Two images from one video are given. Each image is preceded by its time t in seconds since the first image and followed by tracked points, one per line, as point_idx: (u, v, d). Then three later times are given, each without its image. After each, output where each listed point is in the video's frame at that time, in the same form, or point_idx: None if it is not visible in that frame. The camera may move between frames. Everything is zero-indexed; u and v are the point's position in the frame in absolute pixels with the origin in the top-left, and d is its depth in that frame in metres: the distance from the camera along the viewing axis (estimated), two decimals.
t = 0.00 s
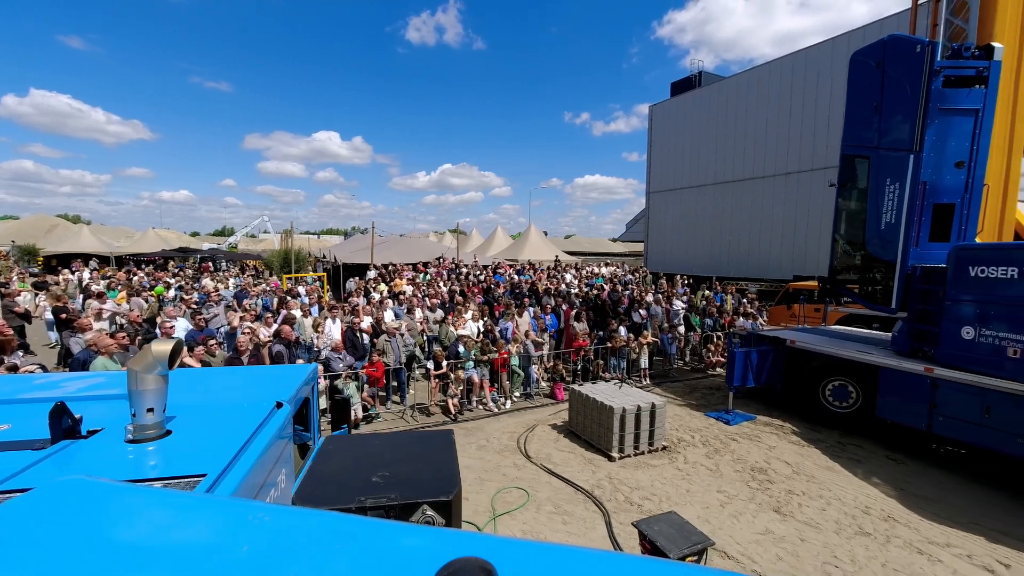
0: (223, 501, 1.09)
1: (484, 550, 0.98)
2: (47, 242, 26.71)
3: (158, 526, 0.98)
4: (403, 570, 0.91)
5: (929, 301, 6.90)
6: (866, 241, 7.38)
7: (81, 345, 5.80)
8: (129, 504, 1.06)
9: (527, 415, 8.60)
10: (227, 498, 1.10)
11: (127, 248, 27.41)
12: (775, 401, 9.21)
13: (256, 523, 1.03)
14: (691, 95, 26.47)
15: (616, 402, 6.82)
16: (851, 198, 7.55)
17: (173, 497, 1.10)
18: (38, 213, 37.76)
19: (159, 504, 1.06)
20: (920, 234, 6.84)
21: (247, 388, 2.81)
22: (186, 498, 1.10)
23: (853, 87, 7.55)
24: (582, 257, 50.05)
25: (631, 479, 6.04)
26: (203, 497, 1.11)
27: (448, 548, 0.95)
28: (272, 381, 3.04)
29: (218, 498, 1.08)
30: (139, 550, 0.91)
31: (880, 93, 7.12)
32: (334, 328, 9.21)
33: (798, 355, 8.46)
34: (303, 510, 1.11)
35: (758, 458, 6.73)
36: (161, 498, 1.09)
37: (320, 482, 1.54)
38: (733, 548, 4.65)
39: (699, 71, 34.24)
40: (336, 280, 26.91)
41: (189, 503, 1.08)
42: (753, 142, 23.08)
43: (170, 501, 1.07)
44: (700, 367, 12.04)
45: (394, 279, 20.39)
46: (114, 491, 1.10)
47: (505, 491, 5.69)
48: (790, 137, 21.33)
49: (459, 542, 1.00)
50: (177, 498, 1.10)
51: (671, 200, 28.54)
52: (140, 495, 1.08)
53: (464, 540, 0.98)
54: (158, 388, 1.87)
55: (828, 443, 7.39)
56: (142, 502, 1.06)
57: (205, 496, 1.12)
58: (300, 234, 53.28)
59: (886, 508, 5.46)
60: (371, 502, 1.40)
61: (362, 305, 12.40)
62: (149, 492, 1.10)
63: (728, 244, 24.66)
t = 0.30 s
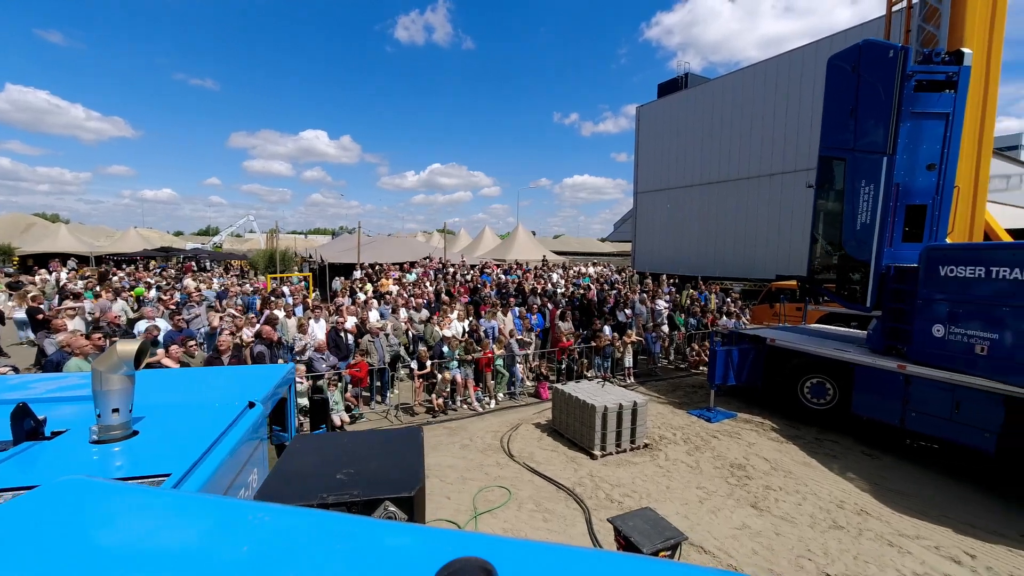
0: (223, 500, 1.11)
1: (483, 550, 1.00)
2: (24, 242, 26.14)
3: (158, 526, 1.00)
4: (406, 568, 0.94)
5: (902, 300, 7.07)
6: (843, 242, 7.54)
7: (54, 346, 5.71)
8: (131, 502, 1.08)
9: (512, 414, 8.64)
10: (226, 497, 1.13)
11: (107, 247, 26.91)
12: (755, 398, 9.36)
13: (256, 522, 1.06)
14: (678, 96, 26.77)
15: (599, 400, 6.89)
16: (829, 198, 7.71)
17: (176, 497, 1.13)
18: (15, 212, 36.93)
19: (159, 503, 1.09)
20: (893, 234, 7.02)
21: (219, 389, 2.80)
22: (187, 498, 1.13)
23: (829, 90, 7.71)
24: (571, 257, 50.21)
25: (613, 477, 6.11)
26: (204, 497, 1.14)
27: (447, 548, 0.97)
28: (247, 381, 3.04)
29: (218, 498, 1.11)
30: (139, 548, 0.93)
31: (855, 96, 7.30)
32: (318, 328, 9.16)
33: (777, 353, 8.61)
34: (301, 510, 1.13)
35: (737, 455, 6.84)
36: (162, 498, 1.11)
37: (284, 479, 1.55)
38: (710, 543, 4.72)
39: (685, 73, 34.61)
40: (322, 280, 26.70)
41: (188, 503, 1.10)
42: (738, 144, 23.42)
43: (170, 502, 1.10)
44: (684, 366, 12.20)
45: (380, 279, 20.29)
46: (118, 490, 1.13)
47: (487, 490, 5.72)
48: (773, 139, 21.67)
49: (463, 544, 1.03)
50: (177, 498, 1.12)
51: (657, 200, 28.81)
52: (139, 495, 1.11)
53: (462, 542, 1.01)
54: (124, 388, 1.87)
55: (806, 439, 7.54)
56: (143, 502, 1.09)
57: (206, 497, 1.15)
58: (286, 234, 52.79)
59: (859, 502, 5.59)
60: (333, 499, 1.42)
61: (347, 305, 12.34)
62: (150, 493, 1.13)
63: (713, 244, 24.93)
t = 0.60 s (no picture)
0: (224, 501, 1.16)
1: (484, 551, 1.04)
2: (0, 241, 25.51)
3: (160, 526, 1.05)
4: (407, 567, 0.99)
5: (878, 299, 7.23)
6: (821, 242, 7.69)
7: (28, 348, 5.61)
8: (135, 503, 1.13)
9: (497, 413, 8.67)
10: (228, 498, 1.17)
11: (87, 247, 26.41)
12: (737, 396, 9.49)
13: (256, 523, 1.10)
14: (665, 98, 27.04)
15: (582, 399, 6.95)
16: (809, 198, 7.94)
17: (180, 498, 1.18)
18: None
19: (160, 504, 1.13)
20: (870, 235, 7.17)
21: (192, 389, 2.78)
22: (190, 499, 1.17)
23: (807, 93, 7.87)
24: (560, 258, 50.40)
25: (595, 474, 6.17)
26: (207, 498, 1.19)
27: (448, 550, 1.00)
28: (223, 382, 3.03)
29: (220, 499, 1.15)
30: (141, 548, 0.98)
31: (832, 99, 7.45)
32: (302, 329, 9.07)
33: (758, 352, 8.75)
34: (302, 510, 1.17)
35: (718, 452, 6.94)
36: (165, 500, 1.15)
37: (248, 477, 1.56)
38: (689, 538, 4.79)
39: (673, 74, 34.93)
40: (308, 280, 26.47)
41: (190, 504, 1.15)
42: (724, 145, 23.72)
43: (171, 504, 1.13)
44: (669, 365, 12.33)
45: (367, 279, 20.19)
46: (121, 493, 1.17)
47: (470, 489, 5.74)
48: (758, 141, 21.99)
49: (464, 543, 1.07)
50: (178, 501, 1.17)
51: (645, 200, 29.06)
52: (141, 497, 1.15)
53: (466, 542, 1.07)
54: (89, 389, 1.85)
55: (786, 436, 7.67)
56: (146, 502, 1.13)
57: (209, 497, 1.19)
58: (273, 234, 52.19)
59: (835, 497, 5.71)
60: (297, 496, 1.43)
61: (332, 305, 12.28)
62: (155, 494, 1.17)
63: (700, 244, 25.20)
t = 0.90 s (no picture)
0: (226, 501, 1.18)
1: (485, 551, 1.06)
2: None
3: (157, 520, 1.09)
4: (407, 566, 1.00)
5: (854, 298, 7.38)
6: (800, 242, 7.84)
7: None
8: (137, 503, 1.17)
9: (481, 412, 8.70)
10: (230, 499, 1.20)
11: (65, 246, 25.87)
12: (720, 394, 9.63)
13: (255, 522, 1.12)
14: (652, 99, 27.29)
15: (565, 398, 7.01)
16: (788, 200, 8.04)
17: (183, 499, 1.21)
18: None
19: (160, 502, 1.17)
20: (846, 235, 7.33)
21: (164, 388, 2.77)
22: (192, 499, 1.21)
23: (786, 96, 7.99)
24: (548, 258, 50.58)
25: (577, 472, 6.23)
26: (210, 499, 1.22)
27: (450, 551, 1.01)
28: (196, 382, 3.01)
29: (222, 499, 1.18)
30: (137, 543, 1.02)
31: (810, 102, 7.58)
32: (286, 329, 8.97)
33: (739, 350, 8.89)
34: (301, 510, 1.19)
35: (699, 449, 7.04)
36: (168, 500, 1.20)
37: (213, 474, 1.57)
38: (667, 534, 4.86)
39: (660, 75, 35.25)
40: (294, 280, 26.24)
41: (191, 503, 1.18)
42: (710, 146, 24.02)
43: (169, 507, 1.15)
44: (653, 363, 12.46)
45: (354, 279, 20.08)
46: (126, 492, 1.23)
47: (452, 489, 5.76)
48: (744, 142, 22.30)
49: (465, 543, 1.09)
50: (176, 502, 1.18)
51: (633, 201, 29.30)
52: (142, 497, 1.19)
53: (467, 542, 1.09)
54: (53, 390, 1.84)
55: (766, 432, 7.80)
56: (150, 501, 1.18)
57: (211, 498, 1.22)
58: (259, 233, 51.66)
59: (811, 492, 5.82)
60: (260, 494, 1.44)
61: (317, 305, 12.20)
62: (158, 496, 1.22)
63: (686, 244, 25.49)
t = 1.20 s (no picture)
0: (226, 501, 1.24)
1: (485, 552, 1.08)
2: None
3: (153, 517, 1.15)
4: (406, 566, 1.04)
5: (829, 297, 7.54)
6: (778, 242, 8.00)
7: None
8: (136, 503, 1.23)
9: (464, 412, 8.72)
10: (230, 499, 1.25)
11: (40, 245, 25.23)
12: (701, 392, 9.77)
13: (255, 522, 1.17)
14: (638, 100, 27.55)
15: (546, 397, 7.06)
16: (767, 201, 8.18)
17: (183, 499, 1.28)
18: None
19: (160, 501, 1.23)
20: (821, 235, 7.49)
21: (133, 389, 2.75)
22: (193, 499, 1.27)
23: (764, 99, 8.13)
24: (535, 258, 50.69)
25: (557, 470, 6.29)
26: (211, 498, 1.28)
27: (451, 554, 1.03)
28: (165, 383, 2.99)
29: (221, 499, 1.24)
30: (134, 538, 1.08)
31: (787, 104, 7.73)
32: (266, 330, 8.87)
33: (720, 348, 9.03)
34: (300, 511, 1.24)
35: (679, 446, 7.13)
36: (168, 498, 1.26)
37: (172, 473, 1.58)
38: (644, 530, 4.92)
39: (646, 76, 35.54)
40: (277, 280, 25.94)
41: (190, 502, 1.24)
42: (695, 147, 24.32)
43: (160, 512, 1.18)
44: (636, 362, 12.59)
45: (339, 279, 19.91)
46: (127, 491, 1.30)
47: (433, 488, 5.77)
48: (728, 143, 22.60)
49: (464, 543, 1.12)
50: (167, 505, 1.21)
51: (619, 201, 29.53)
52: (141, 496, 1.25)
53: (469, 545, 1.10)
54: (11, 391, 1.82)
55: (744, 429, 7.94)
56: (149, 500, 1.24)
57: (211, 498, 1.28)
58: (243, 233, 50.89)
59: (786, 487, 5.94)
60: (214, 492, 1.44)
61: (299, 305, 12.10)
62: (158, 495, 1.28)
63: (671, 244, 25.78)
